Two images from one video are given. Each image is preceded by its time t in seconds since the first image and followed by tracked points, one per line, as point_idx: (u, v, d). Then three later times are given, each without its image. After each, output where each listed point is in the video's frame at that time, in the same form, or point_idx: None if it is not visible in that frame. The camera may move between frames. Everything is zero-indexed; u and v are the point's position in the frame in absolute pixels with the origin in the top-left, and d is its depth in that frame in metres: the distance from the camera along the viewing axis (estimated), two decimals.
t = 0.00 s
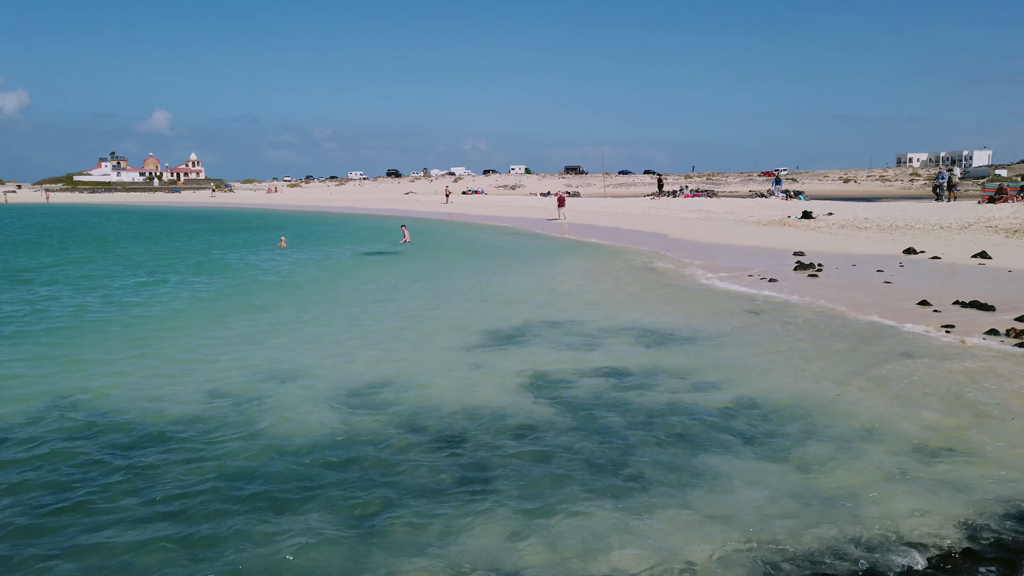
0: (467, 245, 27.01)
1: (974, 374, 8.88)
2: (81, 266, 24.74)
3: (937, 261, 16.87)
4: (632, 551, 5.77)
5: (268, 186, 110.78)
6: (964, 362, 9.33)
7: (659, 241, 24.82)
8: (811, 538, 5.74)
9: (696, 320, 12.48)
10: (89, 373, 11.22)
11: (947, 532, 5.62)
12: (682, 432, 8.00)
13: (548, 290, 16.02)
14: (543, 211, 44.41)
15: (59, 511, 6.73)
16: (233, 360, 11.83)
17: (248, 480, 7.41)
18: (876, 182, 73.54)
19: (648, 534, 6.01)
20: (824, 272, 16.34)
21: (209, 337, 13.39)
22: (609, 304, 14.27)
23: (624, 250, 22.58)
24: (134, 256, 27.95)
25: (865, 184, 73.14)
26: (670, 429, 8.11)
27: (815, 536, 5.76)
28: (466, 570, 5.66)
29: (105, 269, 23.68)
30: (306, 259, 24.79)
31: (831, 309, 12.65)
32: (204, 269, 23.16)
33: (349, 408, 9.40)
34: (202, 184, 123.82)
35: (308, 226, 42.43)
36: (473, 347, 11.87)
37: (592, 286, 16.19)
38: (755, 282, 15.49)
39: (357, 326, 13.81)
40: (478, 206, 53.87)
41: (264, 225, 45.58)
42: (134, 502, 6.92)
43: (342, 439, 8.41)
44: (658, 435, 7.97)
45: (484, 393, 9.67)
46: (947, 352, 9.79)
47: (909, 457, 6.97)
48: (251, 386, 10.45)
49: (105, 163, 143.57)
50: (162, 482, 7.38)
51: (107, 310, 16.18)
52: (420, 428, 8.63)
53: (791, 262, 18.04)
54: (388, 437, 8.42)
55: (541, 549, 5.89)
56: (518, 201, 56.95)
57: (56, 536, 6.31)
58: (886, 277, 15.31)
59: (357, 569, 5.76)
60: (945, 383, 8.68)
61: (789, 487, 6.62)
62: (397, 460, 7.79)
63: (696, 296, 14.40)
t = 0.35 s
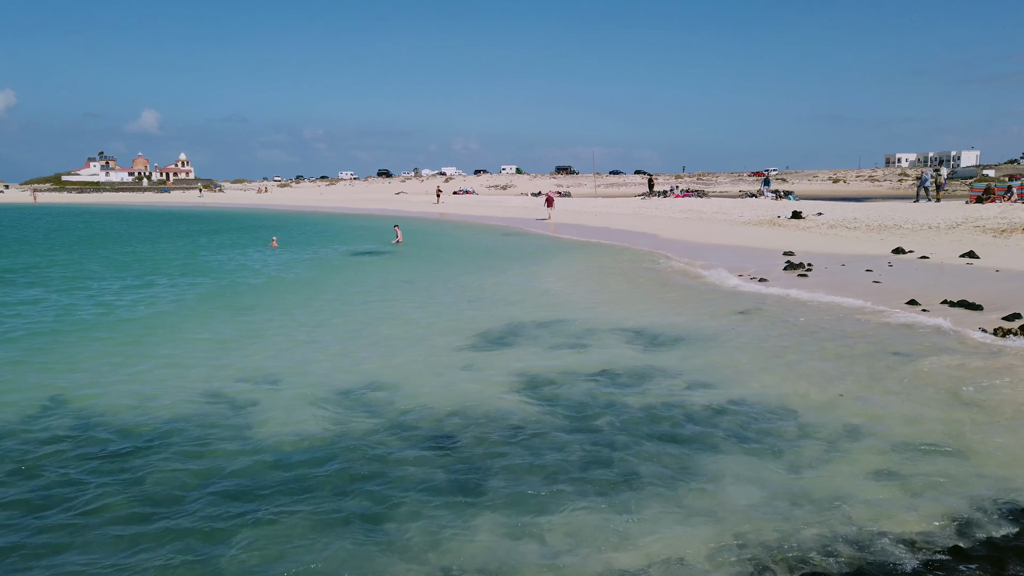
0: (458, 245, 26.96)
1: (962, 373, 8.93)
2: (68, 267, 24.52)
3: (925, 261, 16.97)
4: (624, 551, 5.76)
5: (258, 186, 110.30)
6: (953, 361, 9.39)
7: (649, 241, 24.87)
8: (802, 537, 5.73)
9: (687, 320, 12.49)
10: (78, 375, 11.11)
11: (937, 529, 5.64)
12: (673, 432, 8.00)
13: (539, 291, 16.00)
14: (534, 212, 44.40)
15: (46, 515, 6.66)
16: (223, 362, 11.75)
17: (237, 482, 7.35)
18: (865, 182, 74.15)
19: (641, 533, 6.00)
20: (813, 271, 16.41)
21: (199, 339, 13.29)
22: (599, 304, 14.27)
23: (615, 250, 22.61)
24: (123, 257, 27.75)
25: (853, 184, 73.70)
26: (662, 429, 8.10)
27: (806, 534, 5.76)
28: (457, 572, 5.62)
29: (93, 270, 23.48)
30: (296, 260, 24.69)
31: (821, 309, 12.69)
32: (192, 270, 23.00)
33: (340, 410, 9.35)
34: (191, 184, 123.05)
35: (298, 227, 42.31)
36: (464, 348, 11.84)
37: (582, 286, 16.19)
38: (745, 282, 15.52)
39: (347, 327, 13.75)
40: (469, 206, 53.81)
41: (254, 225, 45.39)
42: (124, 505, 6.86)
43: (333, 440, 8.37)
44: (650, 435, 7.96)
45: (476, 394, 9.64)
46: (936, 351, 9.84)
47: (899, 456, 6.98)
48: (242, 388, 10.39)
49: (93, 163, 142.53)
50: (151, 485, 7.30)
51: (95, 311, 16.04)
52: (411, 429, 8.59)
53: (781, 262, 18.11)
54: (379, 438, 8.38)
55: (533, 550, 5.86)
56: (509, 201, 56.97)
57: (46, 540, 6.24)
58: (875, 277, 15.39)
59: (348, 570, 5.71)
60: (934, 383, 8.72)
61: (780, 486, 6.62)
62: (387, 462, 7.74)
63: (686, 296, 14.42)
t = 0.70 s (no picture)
0: (449, 245, 26.89)
1: (952, 374, 8.96)
2: (55, 268, 24.30)
3: (915, 261, 17.05)
4: (614, 551, 5.74)
5: (248, 187, 109.74)
6: (942, 362, 9.42)
7: (641, 241, 24.91)
8: (791, 535, 5.75)
9: (677, 321, 12.49)
10: (66, 376, 11.01)
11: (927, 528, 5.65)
12: (665, 432, 7.99)
13: (530, 291, 15.97)
14: (526, 211, 44.37)
15: (33, 517, 6.59)
16: (212, 363, 11.66)
17: (226, 483, 7.30)
18: (854, 183, 74.56)
19: (632, 534, 5.98)
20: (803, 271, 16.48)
21: (188, 340, 13.19)
22: (590, 304, 14.28)
23: (606, 250, 22.62)
24: (111, 257, 27.53)
25: (843, 184, 74.20)
26: (653, 429, 8.10)
27: (796, 533, 5.77)
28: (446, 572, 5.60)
29: (80, 271, 23.27)
30: (286, 260, 24.55)
31: (811, 309, 12.72)
32: (180, 270, 22.84)
33: (329, 411, 9.30)
34: (180, 185, 122.40)
35: (289, 227, 42.12)
36: (455, 348, 11.80)
37: (573, 286, 16.19)
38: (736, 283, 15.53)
39: (337, 328, 13.66)
40: (460, 206, 53.73)
41: (244, 225, 45.15)
42: (112, 507, 6.79)
43: (323, 442, 8.31)
44: (641, 436, 7.95)
45: (466, 396, 9.60)
46: (925, 352, 9.87)
47: (887, 455, 7.01)
48: (232, 389, 10.31)
49: (81, 163, 141.33)
50: (139, 486, 7.24)
51: (82, 312, 15.89)
52: (402, 431, 8.55)
53: (771, 262, 18.15)
54: (370, 439, 8.33)
55: (523, 550, 5.85)
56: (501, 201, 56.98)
57: (32, 544, 6.17)
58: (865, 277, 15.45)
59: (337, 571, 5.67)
60: (924, 383, 8.74)
61: (771, 486, 6.62)
62: (378, 463, 7.69)
63: (677, 296, 14.43)
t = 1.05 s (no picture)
0: (440, 246, 26.86)
1: (940, 373, 9.00)
2: (43, 269, 24.10)
3: (904, 261, 17.14)
4: (604, 551, 5.73)
5: (239, 187, 109.27)
6: (930, 361, 9.47)
7: (632, 241, 24.96)
8: (782, 535, 5.75)
9: (668, 321, 12.51)
10: (54, 378, 10.93)
11: (915, 527, 5.66)
12: (655, 433, 7.98)
13: (521, 292, 15.95)
14: (518, 212, 44.37)
15: (19, 522, 6.52)
16: (201, 364, 11.59)
17: (215, 487, 7.23)
18: (844, 183, 74.86)
19: (621, 534, 5.97)
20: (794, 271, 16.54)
21: (177, 341, 13.12)
22: (582, 304, 14.28)
23: (598, 250, 22.65)
24: (100, 258, 27.34)
25: (834, 184, 74.73)
26: (643, 429, 8.10)
27: (785, 533, 5.77)
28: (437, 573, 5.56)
29: (69, 272, 23.12)
30: (277, 261, 24.45)
31: (801, 309, 12.76)
32: (170, 271, 22.71)
33: (321, 413, 9.24)
34: (171, 185, 121.73)
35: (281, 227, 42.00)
36: (446, 349, 11.78)
37: (564, 287, 16.19)
38: (726, 283, 15.57)
39: (327, 329, 13.61)
40: (452, 206, 53.69)
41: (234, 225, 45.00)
42: (99, 509, 6.75)
43: (313, 443, 8.27)
44: (631, 436, 7.95)
45: (457, 396, 9.58)
46: (914, 352, 9.92)
47: (878, 454, 7.02)
48: (221, 391, 10.25)
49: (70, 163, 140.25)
50: (127, 490, 7.17)
51: (70, 313, 15.77)
52: (392, 432, 8.51)
53: (762, 262, 18.22)
54: (360, 441, 8.29)
55: (513, 550, 5.83)
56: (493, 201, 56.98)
57: (18, 546, 6.12)
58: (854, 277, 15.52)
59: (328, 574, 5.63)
60: (913, 383, 8.78)
61: (760, 486, 6.63)
62: (368, 464, 7.65)
63: (668, 296, 14.45)
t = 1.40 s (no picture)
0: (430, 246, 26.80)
1: (928, 372, 9.05)
2: (29, 270, 23.87)
3: (892, 261, 17.24)
4: (595, 550, 5.72)
5: (229, 187, 108.72)
6: (917, 360, 9.53)
7: (623, 241, 24.99)
8: (772, 533, 5.76)
9: (658, 321, 12.52)
10: (40, 380, 10.83)
11: (904, 525, 5.69)
12: (645, 433, 7.99)
13: (511, 293, 15.94)
14: (508, 212, 44.34)
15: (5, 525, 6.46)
16: (191, 366, 11.51)
17: (204, 488, 7.17)
18: (832, 183, 75.50)
19: (612, 533, 5.97)
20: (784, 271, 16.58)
21: (166, 343, 13.03)
22: (572, 305, 14.28)
23: (589, 250, 22.67)
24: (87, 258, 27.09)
25: (823, 184, 75.19)
26: (634, 429, 8.11)
27: (775, 531, 5.78)
28: (427, 574, 5.54)
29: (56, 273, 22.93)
30: (267, 261, 24.33)
31: (791, 309, 12.81)
32: (159, 272, 22.57)
33: (311, 415, 9.19)
34: (159, 185, 120.98)
35: (271, 227, 41.84)
36: (436, 350, 11.75)
37: (554, 288, 16.20)
38: (716, 283, 15.60)
39: (318, 330, 13.55)
40: (443, 206, 53.62)
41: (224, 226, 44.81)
42: (87, 511, 6.69)
43: (303, 444, 8.23)
44: (622, 436, 7.96)
45: (447, 397, 9.55)
46: (902, 351, 9.97)
47: (867, 453, 7.05)
48: (211, 392, 10.19)
49: (58, 163, 139.12)
50: (116, 491, 7.10)
51: (57, 315, 15.62)
52: (382, 433, 8.48)
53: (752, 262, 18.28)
54: (350, 442, 8.25)
55: (503, 550, 5.81)
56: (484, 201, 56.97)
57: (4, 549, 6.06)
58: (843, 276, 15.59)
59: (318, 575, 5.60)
60: (901, 382, 8.82)
61: (750, 484, 6.64)
62: (359, 465, 7.62)
63: (658, 297, 14.47)
